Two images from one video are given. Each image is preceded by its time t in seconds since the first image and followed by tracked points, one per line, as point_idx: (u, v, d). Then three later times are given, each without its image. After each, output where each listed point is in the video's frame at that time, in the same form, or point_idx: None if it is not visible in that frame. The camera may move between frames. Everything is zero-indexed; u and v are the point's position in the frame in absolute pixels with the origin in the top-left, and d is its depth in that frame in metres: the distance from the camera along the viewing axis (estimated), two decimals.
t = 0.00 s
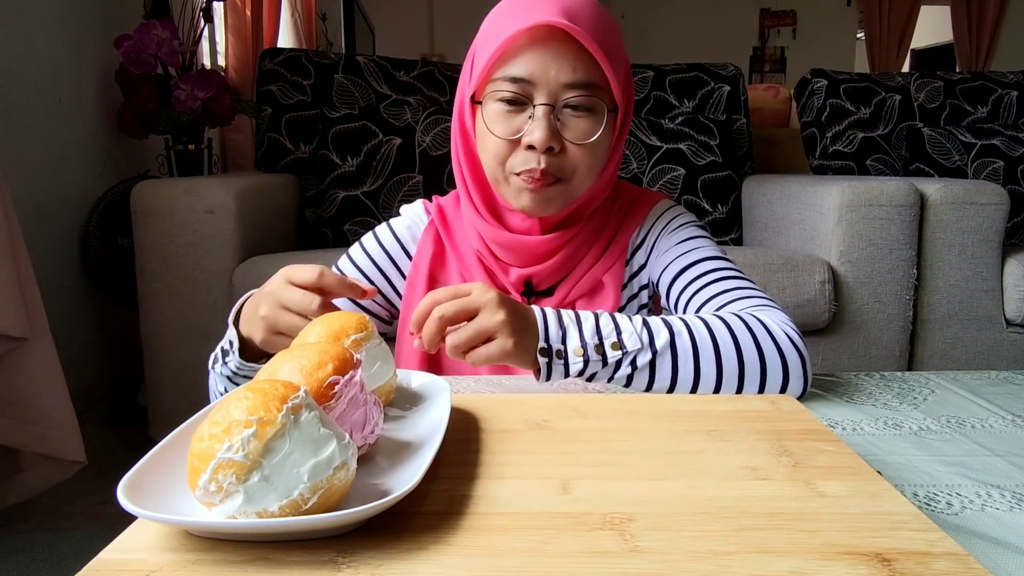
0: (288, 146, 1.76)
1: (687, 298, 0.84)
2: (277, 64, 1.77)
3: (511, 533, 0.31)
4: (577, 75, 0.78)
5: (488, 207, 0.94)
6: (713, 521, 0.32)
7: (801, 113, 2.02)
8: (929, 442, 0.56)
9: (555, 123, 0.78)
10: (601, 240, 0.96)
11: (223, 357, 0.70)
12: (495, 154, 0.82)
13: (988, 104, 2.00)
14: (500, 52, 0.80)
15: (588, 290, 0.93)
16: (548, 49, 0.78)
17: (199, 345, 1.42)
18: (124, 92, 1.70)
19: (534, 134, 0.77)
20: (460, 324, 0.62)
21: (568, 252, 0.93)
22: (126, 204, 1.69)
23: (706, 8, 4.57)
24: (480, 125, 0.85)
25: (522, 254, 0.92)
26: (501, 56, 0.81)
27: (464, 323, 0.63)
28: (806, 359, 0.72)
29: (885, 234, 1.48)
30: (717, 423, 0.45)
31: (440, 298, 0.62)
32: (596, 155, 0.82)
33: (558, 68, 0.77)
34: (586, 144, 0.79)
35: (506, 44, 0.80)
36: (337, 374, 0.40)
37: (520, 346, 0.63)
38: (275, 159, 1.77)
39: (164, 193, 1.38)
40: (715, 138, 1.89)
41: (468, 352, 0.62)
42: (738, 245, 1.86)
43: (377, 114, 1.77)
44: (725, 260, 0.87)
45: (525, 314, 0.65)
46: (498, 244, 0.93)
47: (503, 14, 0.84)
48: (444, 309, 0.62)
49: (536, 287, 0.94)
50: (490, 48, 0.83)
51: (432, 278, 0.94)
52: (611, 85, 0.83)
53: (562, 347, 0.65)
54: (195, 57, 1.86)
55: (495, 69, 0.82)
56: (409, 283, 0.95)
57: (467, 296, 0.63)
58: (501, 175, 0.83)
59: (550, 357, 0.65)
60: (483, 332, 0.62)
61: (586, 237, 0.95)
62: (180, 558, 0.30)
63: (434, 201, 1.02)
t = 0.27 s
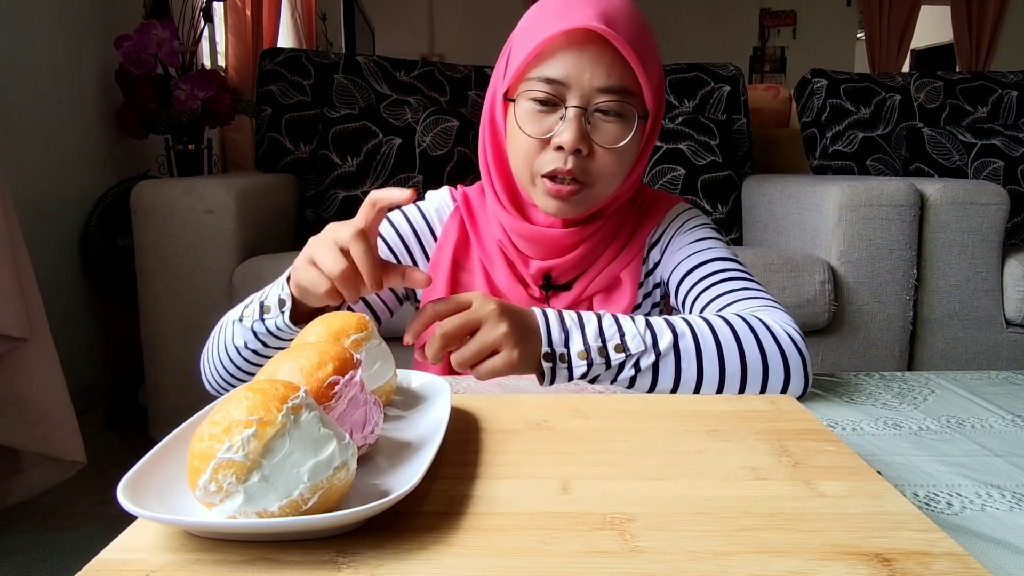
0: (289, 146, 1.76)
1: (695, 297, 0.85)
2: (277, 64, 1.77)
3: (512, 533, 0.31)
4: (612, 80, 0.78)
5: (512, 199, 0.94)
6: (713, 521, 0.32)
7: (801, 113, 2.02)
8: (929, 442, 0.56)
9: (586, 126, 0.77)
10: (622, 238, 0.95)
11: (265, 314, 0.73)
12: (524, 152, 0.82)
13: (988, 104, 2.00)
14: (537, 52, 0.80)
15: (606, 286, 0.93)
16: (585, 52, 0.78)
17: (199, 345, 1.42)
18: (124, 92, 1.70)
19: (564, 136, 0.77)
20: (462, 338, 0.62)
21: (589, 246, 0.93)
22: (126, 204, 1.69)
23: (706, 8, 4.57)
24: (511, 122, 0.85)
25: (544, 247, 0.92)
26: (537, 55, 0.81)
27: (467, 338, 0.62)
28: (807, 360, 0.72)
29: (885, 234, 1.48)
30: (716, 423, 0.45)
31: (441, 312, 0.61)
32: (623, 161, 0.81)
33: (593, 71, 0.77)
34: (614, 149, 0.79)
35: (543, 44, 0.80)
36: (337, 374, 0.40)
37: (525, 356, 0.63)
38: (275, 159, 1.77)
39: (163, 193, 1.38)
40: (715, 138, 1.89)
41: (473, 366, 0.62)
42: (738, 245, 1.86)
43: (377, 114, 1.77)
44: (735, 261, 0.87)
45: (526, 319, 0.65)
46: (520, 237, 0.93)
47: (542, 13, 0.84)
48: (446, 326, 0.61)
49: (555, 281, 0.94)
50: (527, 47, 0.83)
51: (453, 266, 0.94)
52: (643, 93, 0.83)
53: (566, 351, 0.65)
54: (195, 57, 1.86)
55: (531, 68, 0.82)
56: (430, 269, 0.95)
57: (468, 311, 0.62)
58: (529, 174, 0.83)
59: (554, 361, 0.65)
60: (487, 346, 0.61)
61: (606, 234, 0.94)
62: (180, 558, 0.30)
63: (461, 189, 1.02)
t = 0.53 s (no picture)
0: (288, 146, 1.76)
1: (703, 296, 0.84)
2: (277, 63, 1.77)
3: (513, 533, 0.31)
4: (635, 88, 0.77)
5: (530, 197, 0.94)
6: (713, 521, 0.32)
7: (801, 113, 2.02)
8: (929, 442, 0.56)
9: (606, 132, 0.77)
10: (637, 240, 0.95)
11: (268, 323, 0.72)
12: (544, 154, 0.82)
13: (988, 104, 2.00)
14: (561, 55, 0.80)
15: (620, 287, 0.93)
16: (610, 58, 0.77)
17: (199, 345, 1.42)
18: (124, 92, 1.70)
19: (584, 141, 0.77)
20: (458, 343, 0.62)
21: (606, 247, 0.93)
22: (126, 204, 1.69)
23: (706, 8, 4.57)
24: (533, 123, 0.85)
25: (561, 247, 0.92)
26: (561, 59, 0.80)
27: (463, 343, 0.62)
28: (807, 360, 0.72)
29: (886, 234, 1.48)
30: (716, 423, 0.45)
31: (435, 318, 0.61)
32: (642, 169, 0.81)
33: (616, 78, 0.76)
34: (634, 157, 0.79)
35: (568, 48, 0.79)
36: (337, 374, 0.40)
37: (522, 357, 0.63)
38: (275, 159, 1.77)
39: (163, 193, 1.38)
40: (715, 138, 1.89)
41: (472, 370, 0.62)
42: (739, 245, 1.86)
43: (377, 114, 1.77)
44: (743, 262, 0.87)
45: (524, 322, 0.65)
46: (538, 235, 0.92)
47: (569, 16, 0.83)
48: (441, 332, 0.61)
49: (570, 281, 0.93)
50: (552, 49, 0.82)
51: (470, 263, 0.95)
52: (666, 102, 0.82)
53: (563, 351, 0.65)
54: (195, 57, 1.86)
55: (555, 71, 0.81)
56: (447, 264, 0.95)
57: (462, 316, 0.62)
58: (546, 176, 0.83)
59: (552, 362, 0.65)
60: (484, 351, 0.61)
61: (623, 235, 0.94)
62: (179, 558, 0.30)
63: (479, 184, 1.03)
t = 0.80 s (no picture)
0: (288, 146, 1.76)
1: (705, 296, 0.84)
2: (277, 63, 1.77)
3: (512, 533, 0.31)
4: (643, 91, 0.77)
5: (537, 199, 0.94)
6: (713, 521, 0.32)
7: (801, 113, 2.02)
8: (929, 442, 0.56)
9: (613, 135, 0.77)
10: (641, 241, 0.95)
11: (270, 341, 0.73)
12: (551, 155, 0.82)
13: (988, 104, 2.00)
14: (570, 57, 0.80)
15: (625, 288, 0.92)
16: (619, 60, 0.77)
17: (199, 345, 1.42)
18: (124, 92, 1.70)
19: (591, 144, 0.77)
20: (460, 341, 0.62)
21: (612, 249, 0.93)
22: (126, 204, 1.69)
23: (706, 8, 4.57)
24: (540, 124, 0.85)
25: (566, 248, 0.92)
26: (570, 60, 0.80)
27: (463, 341, 0.62)
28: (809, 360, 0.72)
29: (886, 234, 1.48)
30: (716, 423, 0.45)
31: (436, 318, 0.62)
32: (649, 172, 0.81)
33: (625, 81, 0.76)
34: (641, 160, 0.79)
35: (577, 51, 0.79)
36: (337, 374, 0.40)
37: (524, 353, 0.63)
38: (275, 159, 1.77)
39: (163, 193, 1.37)
40: (715, 138, 1.89)
41: (475, 368, 0.62)
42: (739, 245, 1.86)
43: (377, 114, 1.77)
44: (745, 263, 0.87)
45: (524, 320, 0.65)
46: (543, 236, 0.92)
47: (579, 17, 0.83)
48: (441, 332, 0.61)
49: (576, 282, 0.93)
50: (561, 51, 0.82)
51: (475, 263, 0.95)
52: (674, 105, 0.82)
53: (564, 349, 0.65)
54: (195, 57, 1.86)
55: (563, 73, 0.81)
56: (451, 264, 0.95)
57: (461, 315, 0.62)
58: (553, 177, 0.83)
59: (553, 360, 0.65)
60: (485, 349, 0.62)
61: (628, 236, 0.94)
62: (179, 558, 0.30)
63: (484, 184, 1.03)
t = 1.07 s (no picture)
0: (288, 146, 1.76)
1: (704, 297, 0.84)
2: (277, 63, 1.77)
3: (512, 533, 0.31)
4: (637, 90, 0.77)
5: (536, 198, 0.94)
6: (714, 521, 0.32)
7: (801, 113, 2.02)
8: (928, 442, 0.56)
9: (608, 134, 0.77)
10: (641, 241, 0.95)
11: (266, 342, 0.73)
12: (546, 155, 0.82)
13: (988, 104, 2.00)
14: (564, 57, 0.80)
15: (624, 287, 0.92)
16: (613, 60, 0.77)
17: (199, 345, 1.42)
18: (124, 92, 1.70)
19: (585, 143, 0.77)
20: (458, 345, 0.62)
21: (611, 248, 0.92)
22: (126, 204, 1.69)
23: (706, 8, 4.57)
24: (536, 124, 0.85)
25: (565, 247, 0.91)
26: (564, 60, 0.80)
27: (463, 345, 0.62)
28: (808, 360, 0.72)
29: (885, 234, 1.48)
30: (716, 423, 0.45)
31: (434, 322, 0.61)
32: (644, 171, 0.81)
33: (618, 80, 0.76)
34: (635, 159, 0.79)
35: (571, 51, 0.79)
36: (337, 374, 0.40)
37: (523, 356, 0.63)
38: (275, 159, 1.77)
39: (163, 193, 1.37)
40: (715, 138, 1.89)
41: (474, 372, 0.62)
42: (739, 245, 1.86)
43: (377, 114, 1.77)
44: (744, 263, 0.87)
45: (523, 322, 0.65)
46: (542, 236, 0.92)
47: (574, 17, 0.83)
48: (441, 335, 0.61)
49: (574, 282, 0.93)
50: (556, 51, 0.82)
51: (475, 262, 0.95)
52: (669, 105, 0.82)
53: (564, 351, 0.65)
54: (195, 57, 1.86)
55: (558, 72, 0.81)
56: (451, 262, 0.95)
57: (461, 319, 0.62)
58: (549, 176, 0.83)
59: (553, 362, 0.65)
60: (484, 353, 0.61)
61: (627, 236, 0.94)
62: (180, 558, 0.30)
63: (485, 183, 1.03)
